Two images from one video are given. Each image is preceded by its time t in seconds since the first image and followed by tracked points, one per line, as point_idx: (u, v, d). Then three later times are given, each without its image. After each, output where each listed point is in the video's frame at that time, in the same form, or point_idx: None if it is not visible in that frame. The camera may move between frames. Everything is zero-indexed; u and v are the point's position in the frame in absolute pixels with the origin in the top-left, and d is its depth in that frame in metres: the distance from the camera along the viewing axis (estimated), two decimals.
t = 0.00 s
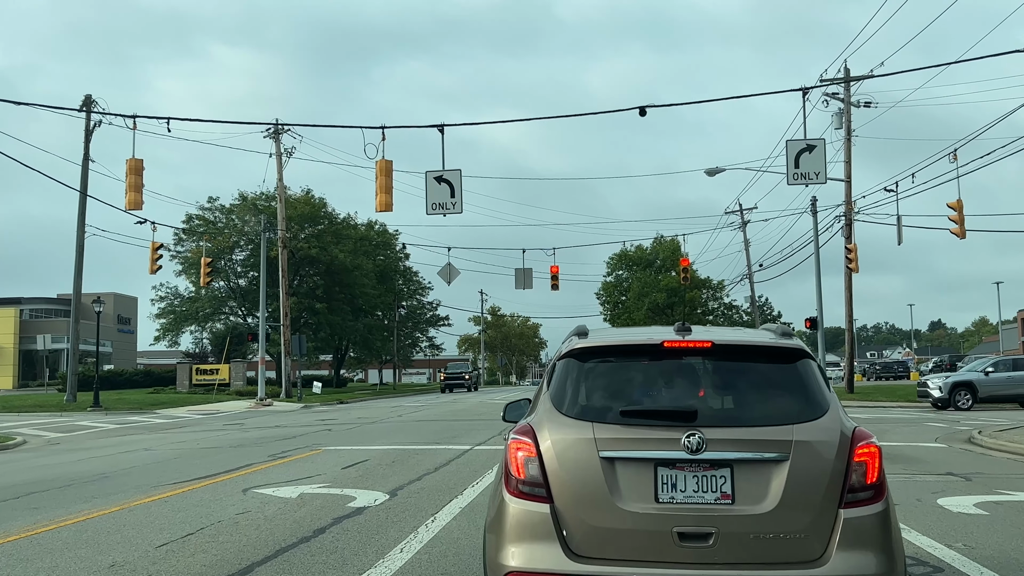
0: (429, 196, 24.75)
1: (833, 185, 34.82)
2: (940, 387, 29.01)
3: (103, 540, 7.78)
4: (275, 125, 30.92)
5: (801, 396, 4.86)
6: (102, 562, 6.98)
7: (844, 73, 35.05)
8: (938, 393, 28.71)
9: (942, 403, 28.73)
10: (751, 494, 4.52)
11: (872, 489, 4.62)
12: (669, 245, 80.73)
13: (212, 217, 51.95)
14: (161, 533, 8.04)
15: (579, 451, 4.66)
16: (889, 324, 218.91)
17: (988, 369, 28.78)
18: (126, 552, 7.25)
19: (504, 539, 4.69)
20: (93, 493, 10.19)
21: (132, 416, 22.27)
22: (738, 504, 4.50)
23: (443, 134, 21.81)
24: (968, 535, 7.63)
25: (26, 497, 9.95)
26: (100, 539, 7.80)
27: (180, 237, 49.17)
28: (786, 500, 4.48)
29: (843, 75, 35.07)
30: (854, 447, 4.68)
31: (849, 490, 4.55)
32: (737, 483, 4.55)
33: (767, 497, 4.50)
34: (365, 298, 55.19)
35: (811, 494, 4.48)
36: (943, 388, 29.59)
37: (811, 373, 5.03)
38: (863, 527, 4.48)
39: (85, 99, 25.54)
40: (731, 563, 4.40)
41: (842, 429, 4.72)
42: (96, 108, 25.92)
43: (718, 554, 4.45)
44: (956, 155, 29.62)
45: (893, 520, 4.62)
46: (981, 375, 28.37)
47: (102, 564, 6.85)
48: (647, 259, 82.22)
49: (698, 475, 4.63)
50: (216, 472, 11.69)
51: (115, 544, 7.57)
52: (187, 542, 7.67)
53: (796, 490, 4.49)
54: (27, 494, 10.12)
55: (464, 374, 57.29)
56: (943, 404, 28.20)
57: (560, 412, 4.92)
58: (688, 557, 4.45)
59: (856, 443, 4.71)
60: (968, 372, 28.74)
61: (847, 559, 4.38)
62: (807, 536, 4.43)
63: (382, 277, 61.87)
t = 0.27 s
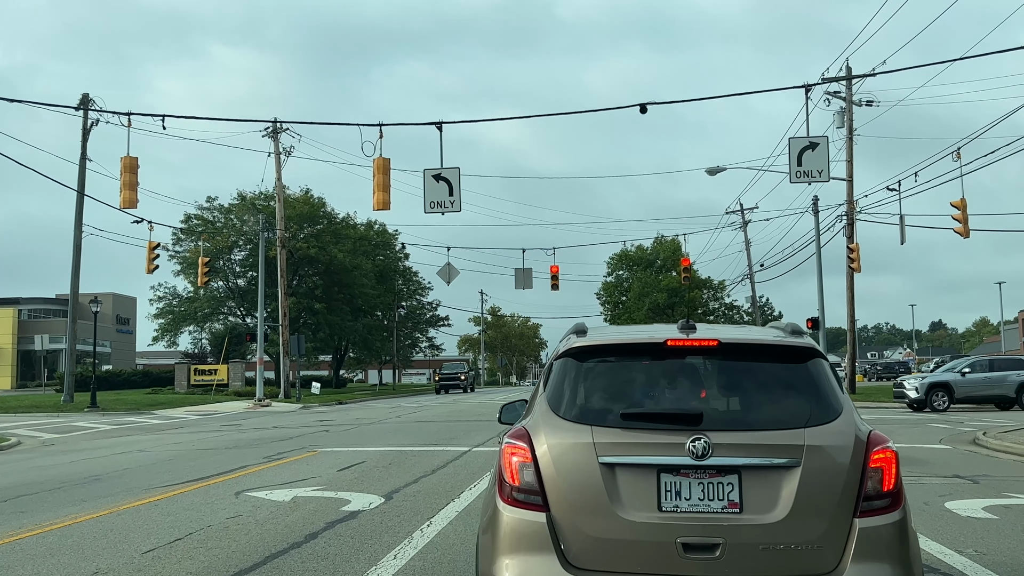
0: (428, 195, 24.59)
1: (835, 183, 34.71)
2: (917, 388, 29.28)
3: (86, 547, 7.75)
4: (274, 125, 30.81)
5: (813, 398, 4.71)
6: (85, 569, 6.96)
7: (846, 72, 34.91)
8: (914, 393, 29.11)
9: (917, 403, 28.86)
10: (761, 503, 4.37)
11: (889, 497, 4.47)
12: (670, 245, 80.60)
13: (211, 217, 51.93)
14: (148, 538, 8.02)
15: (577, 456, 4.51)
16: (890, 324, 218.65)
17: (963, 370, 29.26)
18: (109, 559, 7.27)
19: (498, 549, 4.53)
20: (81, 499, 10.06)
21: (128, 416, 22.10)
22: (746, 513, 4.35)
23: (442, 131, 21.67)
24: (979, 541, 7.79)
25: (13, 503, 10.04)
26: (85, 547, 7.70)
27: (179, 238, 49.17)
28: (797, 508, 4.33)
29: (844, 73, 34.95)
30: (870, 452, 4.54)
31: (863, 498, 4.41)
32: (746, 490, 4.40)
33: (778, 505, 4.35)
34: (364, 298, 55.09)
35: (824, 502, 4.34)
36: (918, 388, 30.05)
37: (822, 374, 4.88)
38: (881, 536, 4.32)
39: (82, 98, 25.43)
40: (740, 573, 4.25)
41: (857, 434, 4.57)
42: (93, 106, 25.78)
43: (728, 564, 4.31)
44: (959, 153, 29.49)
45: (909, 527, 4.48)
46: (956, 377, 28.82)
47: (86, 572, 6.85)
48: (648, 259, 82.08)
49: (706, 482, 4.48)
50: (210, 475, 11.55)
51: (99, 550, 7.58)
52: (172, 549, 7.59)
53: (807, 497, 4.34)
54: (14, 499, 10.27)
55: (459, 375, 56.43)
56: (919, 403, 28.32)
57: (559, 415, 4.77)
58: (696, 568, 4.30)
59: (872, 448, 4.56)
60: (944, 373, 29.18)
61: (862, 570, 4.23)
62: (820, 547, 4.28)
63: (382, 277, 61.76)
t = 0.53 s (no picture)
0: (427, 194, 24.48)
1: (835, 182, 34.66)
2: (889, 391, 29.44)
3: (77, 550, 7.67)
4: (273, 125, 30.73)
5: (820, 400, 4.62)
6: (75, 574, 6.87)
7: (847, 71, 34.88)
8: (886, 395, 29.44)
9: (889, 404, 28.95)
10: (767, 510, 4.28)
11: (899, 503, 4.38)
12: (670, 245, 80.52)
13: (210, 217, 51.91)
14: (140, 541, 7.93)
15: (575, 461, 4.42)
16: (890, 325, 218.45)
17: (935, 371, 29.63)
18: (101, 563, 7.18)
19: (494, 555, 4.45)
20: (75, 503, 9.97)
21: (126, 417, 22.01)
22: (752, 520, 4.26)
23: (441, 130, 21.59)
24: (985, 545, 7.69)
25: (4, 505, 9.97)
26: (76, 551, 7.61)
27: (178, 239, 49.28)
28: (805, 514, 4.24)
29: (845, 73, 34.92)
30: (880, 456, 4.45)
31: (874, 503, 4.32)
32: (752, 497, 4.31)
33: (785, 511, 4.26)
34: (364, 298, 55.02)
35: (832, 508, 4.24)
36: (890, 390, 30.42)
37: (830, 375, 4.80)
38: (891, 544, 4.23)
39: (80, 98, 25.37)
40: None
41: (866, 437, 4.47)
42: (91, 106, 25.71)
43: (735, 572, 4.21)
44: (960, 153, 29.43)
45: (921, 533, 4.39)
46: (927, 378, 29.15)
47: None
48: (648, 259, 81.99)
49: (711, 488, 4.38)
50: (206, 477, 11.46)
51: (92, 554, 7.49)
52: (163, 553, 7.50)
53: (815, 505, 4.24)
54: (7, 501, 10.22)
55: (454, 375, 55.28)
56: (892, 403, 28.44)
57: (558, 418, 4.67)
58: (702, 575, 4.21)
59: (882, 453, 4.47)
60: (916, 375, 29.53)
61: None
62: (828, 554, 4.19)
63: (382, 277, 61.69)
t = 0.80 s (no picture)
0: (427, 194, 24.47)
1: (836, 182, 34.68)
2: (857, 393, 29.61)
3: (75, 552, 7.65)
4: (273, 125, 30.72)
5: (824, 401, 4.59)
6: None
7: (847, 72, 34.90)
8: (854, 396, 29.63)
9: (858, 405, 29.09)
10: (769, 512, 4.24)
11: (903, 505, 4.35)
12: (670, 245, 80.50)
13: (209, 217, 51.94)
14: (139, 543, 7.90)
15: (575, 463, 4.39)
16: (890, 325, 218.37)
17: (902, 372, 29.68)
18: (99, 566, 7.14)
19: (493, 557, 4.42)
20: (74, 503, 9.95)
21: (126, 418, 21.95)
22: (755, 522, 4.23)
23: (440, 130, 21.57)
24: (988, 546, 7.65)
25: (2, 506, 9.94)
26: (75, 553, 7.58)
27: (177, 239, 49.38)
28: (807, 516, 4.21)
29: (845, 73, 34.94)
30: (883, 458, 4.42)
31: (878, 506, 4.28)
32: (754, 498, 4.28)
33: (787, 513, 4.23)
34: (364, 298, 55.00)
35: (835, 510, 4.22)
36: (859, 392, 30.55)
37: (833, 376, 4.77)
38: (896, 548, 4.20)
39: (79, 98, 25.38)
40: None
41: (869, 439, 4.44)
42: (90, 106, 25.70)
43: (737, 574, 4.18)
44: (960, 154, 29.42)
45: (924, 537, 4.36)
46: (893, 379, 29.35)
47: None
48: (648, 259, 81.99)
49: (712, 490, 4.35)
50: (205, 478, 11.43)
51: (90, 556, 7.45)
52: (162, 555, 7.47)
53: (818, 507, 4.21)
54: (7, 501, 10.20)
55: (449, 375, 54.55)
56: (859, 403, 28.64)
57: (558, 419, 4.64)
58: None
59: (886, 455, 4.44)
60: (883, 375, 29.64)
61: None
62: (832, 558, 4.16)
63: (382, 277, 61.68)
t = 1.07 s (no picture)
0: (427, 195, 24.49)
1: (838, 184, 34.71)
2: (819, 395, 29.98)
3: (74, 554, 7.63)
4: (273, 126, 30.74)
5: (823, 400, 4.60)
6: None
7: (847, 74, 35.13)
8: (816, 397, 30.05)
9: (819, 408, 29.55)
10: (769, 513, 4.25)
11: (903, 506, 4.35)
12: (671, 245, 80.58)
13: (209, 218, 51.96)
14: (137, 544, 7.89)
15: (575, 464, 4.39)
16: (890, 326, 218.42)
17: (866, 374, 29.81)
18: (99, 567, 7.13)
19: (493, 557, 4.43)
20: (73, 504, 9.94)
21: (126, 419, 21.96)
22: (754, 523, 4.23)
23: (440, 131, 21.59)
24: (987, 547, 7.66)
25: (2, 507, 9.96)
26: (71, 555, 7.56)
27: (178, 240, 49.43)
28: (806, 516, 4.22)
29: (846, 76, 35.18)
30: (884, 459, 4.42)
31: (878, 507, 4.29)
32: (751, 500, 4.29)
33: (785, 514, 4.24)
34: (364, 299, 55.02)
35: (836, 510, 4.22)
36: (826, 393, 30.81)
37: (832, 375, 4.78)
38: (896, 549, 4.20)
39: (80, 99, 25.44)
40: None
41: (869, 440, 4.44)
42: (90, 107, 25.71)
43: None
44: (961, 155, 29.46)
45: (925, 540, 4.36)
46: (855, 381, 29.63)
47: None
48: (648, 260, 82.04)
49: (709, 492, 4.36)
50: (205, 479, 11.43)
51: (87, 558, 7.41)
52: (162, 555, 7.48)
53: (818, 508, 4.22)
54: (7, 502, 10.20)
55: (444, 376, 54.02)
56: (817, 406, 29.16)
57: (556, 420, 4.65)
58: None
59: (886, 456, 4.44)
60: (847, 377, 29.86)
61: None
62: (832, 558, 4.16)
63: (383, 278, 61.72)
